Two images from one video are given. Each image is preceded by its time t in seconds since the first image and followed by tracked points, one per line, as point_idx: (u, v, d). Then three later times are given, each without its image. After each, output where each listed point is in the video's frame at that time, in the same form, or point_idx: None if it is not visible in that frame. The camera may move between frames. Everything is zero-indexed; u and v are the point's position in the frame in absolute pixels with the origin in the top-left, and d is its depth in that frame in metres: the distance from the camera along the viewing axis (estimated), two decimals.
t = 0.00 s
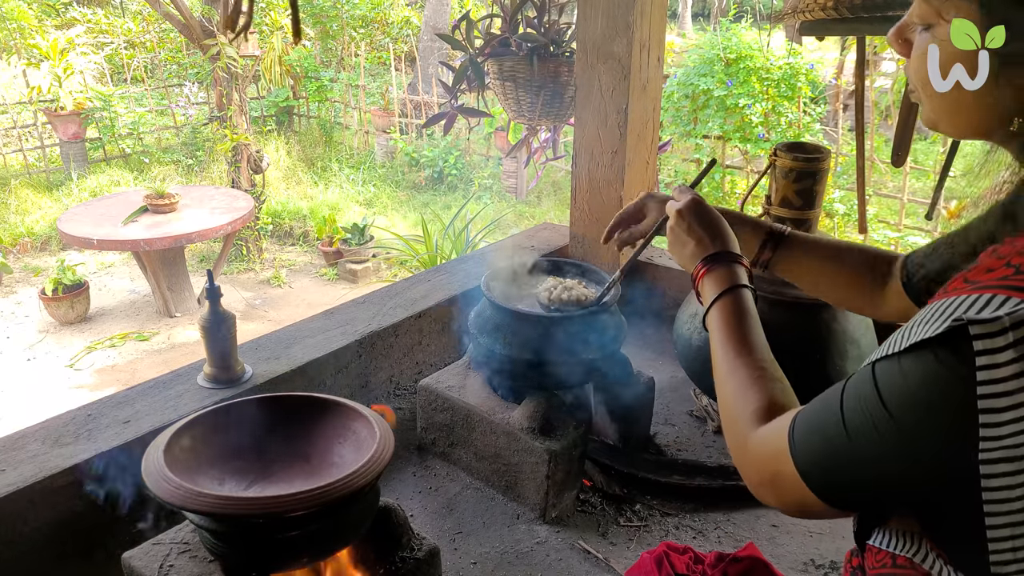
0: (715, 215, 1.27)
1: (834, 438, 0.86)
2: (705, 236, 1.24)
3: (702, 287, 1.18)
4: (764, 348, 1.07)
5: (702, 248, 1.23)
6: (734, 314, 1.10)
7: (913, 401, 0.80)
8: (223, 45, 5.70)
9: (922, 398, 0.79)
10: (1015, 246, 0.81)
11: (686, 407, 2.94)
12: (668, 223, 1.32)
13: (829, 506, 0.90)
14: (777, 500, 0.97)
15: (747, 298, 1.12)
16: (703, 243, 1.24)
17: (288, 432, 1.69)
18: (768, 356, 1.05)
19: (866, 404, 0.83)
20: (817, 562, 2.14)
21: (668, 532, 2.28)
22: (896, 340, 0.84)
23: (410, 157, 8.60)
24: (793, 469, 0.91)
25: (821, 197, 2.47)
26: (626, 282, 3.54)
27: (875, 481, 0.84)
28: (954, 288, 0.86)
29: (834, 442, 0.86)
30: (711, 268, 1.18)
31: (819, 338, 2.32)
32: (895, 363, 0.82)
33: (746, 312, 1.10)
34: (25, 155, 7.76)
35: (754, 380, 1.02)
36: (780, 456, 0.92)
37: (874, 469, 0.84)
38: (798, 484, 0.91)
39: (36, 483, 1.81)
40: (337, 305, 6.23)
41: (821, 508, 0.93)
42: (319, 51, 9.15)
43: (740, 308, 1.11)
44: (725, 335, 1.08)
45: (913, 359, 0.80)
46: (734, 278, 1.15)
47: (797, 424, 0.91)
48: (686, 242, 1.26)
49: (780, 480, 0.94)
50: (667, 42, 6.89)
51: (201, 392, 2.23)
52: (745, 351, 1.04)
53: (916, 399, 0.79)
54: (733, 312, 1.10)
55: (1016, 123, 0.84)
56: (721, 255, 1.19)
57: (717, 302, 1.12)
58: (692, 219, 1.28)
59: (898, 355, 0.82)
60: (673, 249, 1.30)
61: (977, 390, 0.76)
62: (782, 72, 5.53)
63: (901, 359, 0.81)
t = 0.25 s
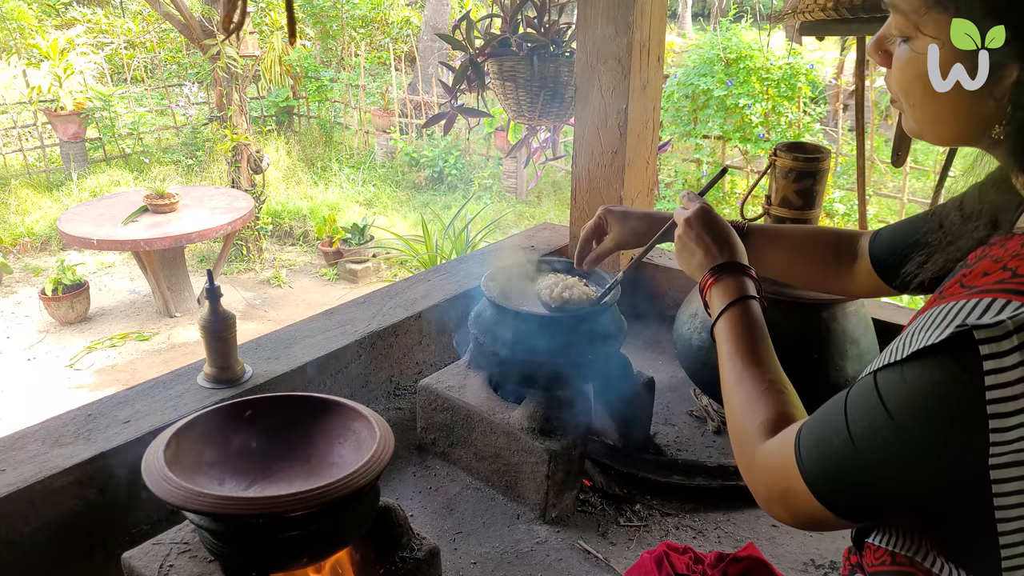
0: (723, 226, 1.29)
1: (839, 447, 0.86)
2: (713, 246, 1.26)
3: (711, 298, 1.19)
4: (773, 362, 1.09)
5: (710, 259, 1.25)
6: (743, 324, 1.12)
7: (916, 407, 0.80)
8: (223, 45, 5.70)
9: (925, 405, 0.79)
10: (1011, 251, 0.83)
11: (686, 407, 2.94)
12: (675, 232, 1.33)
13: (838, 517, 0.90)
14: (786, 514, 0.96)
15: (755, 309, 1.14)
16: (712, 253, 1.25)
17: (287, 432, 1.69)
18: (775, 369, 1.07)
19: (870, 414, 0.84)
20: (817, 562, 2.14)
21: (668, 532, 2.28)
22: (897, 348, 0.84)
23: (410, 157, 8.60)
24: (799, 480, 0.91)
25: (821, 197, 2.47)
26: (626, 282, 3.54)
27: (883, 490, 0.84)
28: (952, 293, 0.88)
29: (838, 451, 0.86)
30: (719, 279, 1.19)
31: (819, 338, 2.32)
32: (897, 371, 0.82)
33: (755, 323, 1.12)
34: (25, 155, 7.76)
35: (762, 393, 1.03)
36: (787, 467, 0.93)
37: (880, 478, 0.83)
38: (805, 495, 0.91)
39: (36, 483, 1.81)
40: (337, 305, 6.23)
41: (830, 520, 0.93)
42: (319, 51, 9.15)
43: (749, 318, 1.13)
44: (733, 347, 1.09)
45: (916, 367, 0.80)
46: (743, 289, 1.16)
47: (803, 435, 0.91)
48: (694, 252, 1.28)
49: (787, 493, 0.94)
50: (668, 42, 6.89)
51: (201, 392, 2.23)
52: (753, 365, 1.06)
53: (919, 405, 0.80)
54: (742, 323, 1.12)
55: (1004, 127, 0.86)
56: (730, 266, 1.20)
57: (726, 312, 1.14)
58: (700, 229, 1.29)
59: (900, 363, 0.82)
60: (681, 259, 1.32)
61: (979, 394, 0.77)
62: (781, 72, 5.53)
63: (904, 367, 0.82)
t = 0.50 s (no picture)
0: (725, 227, 1.29)
1: (842, 450, 0.86)
2: (716, 247, 1.26)
3: (714, 299, 1.20)
4: (776, 366, 1.09)
5: (713, 260, 1.25)
6: (746, 327, 1.12)
7: (918, 408, 0.80)
8: (223, 45, 5.70)
9: (928, 405, 0.79)
10: (1009, 251, 0.84)
11: (686, 407, 2.94)
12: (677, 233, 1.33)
13: (842, 521, 0.90)
14: (789, 518, 0.97)
15: (758, 312, 1.15)
16: (715, 254, 1.25)
17: (286, 432, 1.68)
18: (778, 374, 1.07)
19: (872, 416, 0.84)
20: (817, 562, 2.15)
21: (668, 532, 2.28)
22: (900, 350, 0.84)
23: (410, 157, 8.60)
24: (803, 483, 0.91)
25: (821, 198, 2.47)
26: (626, 282, 3.54)
27: (888, 492, 0.84)
28: (953, 294, 0.88)
29: (842, 454, 0.86)
30: (722, 281, 1.20)
31: (819, 338, 2.32)
32: (901, 374, 0.82)
33: (758, 326, 1.12)
34: (25, 155, 7.76)
35: (764, 398, 1.04)
36: (790, 471, 0.94)
37: (884, 480, 0.83)
38: (808, 499, 0.91)
39: (36, 483, 1.81)
40: (337, 305, 6.23)
41: (834, 524, 0.93)
42: (319, 51, 9.14)
43: (752, 320, 1.13)
44: (737, 350, 1.10)
45: (919, 369, 0.80)
46: (746, 291, 1.17)
47: (806, 439, 0.92)
48: (697, 253, 1.28)
49: (790, 497, 0.94)
50: (667, 42, 6.89)
51: (201, 392, 2.23)
52: (755, 369, 1.07)
53: (922, 406, 0.80)
54: (745, 327, 1.12)
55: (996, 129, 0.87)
56: (732, 268, 1.21)
57: (729, 315, 1.14)
58: (703, 229, 1.29)
59: (903, 365, 0.82)
60: (684, 259, 1.32)
61: (984, 394, 0.77)
62: (781, 72, 5.53)
63: (907, 370, 0.81)
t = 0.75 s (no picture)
0: (727, 228, 1.29)
1: (846, 450, 0.86)
2: (718, 249, 1.26)
3: (715, 301, 1.20)
4: (778, 368, 1.09)
5: (715, 261, 1.25)
6: (748, 329, 1.12)
7: (922, 408, 0.80)
8: (223, 45, 5.70)
9: (933, 406, 0.79)
10: (1012, 250, 0.84)
11: (686, 407, 2.94)
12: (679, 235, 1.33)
13: (846, 522, 0.90)
14: (793, 520, 0.97)
15: (760, 314, 1.15)
16: (716, 255, 1.26)
17: (287, 432, 1.68)
18: (780, 376, 1.07)
19: (875, 417, 0.84)
20: (817, 562, 2.15)
21: (668, 532, 2.28)
22: (905, 350, 0.84)
23: (410, 157, 8.60)
24: (805, 485, 0.91)
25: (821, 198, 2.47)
26: (626, 282, 3.54)
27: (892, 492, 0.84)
28: (957, 294, 0.88)
29: (845, 455, 0.86)
30: (724, 282, 1.20)
31: (819, 338, 2.32)
32: (905, 375, 0.82)
33: (760, 328, 1.12)
34: (25, 155, 7.76)
35: (766, 401, 1.04)
36: (793, 473, 0.94)
37: (887, 481, 0.84)
38: (811, 500, 0.91)
39: (36, 483, 1.81)
40: (337, 305, 6.23)
41: (838, 526, 0.93)
42: (319, 51, 9.15)
43: (754, 322, 1.13)
44: (738, 353, 1.10)
45: (924, 369, 0.80)
46: (747, 292, 1.17)
47: (808, 441, 0.92)
48: (698, 254, 1.28)
49: (793, 499, 0.94)
50: (668, 42, 6.89)
51: (201, 393, 2.23)
52: (757, 371, 1.07)
53: (927, 407, 0.80)
54: (747, 328, 1.12)
55: (996, 129, 0.87)
56: (734, 270, 1.21)
57: (731, 317, 1.14)
58: (704, 231, 1.29)
59: (907, 366, 0.82)
60: (685, 260, 1.32)
61: (990, 393, 0.76)
62: (782, 72, 5.53)
63: (912, 370, 0.81)
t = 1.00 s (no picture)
0: (728, 233, 1.29)
1: (852, 454, 0.86)
2: (719, 252, 1.26)
3: (718, 306, 1.20)
4: (782, 372, 1.09)
5: (716, 266, 1.25)
6: (752, 334, 1.12)
7: (929, 411, 0.80)
8: (223, 45, 5.70)
9: (941, 408, 0.79)
10: (1019, 252, 0.84)
11: (686, 407, 2.94)
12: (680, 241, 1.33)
13: (852, 526, 0.90)
14: (798, 525, 0.97)
15: (763, 318, 1.15)
16: (719, 260, 1.26)
17: (287, 431, 1.68)
18: (783, 380, 1.07)
19: (882, 420, 0.84)
20: (816, 562, 2.15)
21: (668, 532, 2.28)
22: (911, 352, 0.84)
23: (410, 157, 8.60)
24: (810, 489, 0.91)
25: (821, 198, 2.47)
26: (626, 283, 3.54)
27: (898, 495, 0.84)
28: (963, 295, 0.88)
29: (851, 459, 0.86)
30: (726, 287, 1.20)
31: (819, 338, 2.32)
32: (911, 377, 0.82)
33: (763, 333, 1.12)
34: (25, 155, 7.76)
35: (770, 405, 1.04)
36: (798, 478, 0.94)
37: (893, 485, 0.83)
38: (817, 505, 0.91)
39: (36, 483, 1.81)
40: (337, 305, 6.23)
41: (845, 531, 0.92)
42: (319, 51, 9.15)
43: (757, 327, 1.13)
44: (742, 357, 1.10)
45: (931, 371, 0.80)
46: (749, 297, 1.17)
47: (813, 445, 0.92)
48: (700, 260, 1.28)
49: (799, 504, 0.94)
50: (668, 42, 6.89)
51: (201, 393, 2.23)
52: (761, 376, 1.07)
53: (935, 409, 0.79)
54: (750, 333, 1.12)
55: (1000, 128, 0.87)
56: (737, 274, 1.21)
57: (734, 321, 1.14)
58: (706, 236, 1.29)
59: (914, 368, 0.82)
60: (687, 266, 1.32)
61: (998, 394, 0.76)
62: (782, 72, 5.53)
63: (918, 372, 0.81)
